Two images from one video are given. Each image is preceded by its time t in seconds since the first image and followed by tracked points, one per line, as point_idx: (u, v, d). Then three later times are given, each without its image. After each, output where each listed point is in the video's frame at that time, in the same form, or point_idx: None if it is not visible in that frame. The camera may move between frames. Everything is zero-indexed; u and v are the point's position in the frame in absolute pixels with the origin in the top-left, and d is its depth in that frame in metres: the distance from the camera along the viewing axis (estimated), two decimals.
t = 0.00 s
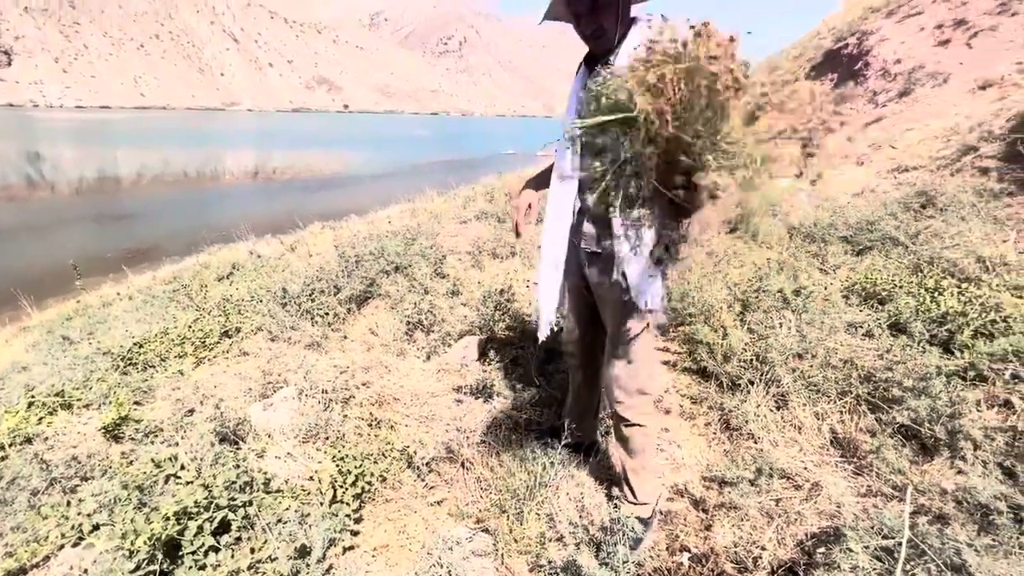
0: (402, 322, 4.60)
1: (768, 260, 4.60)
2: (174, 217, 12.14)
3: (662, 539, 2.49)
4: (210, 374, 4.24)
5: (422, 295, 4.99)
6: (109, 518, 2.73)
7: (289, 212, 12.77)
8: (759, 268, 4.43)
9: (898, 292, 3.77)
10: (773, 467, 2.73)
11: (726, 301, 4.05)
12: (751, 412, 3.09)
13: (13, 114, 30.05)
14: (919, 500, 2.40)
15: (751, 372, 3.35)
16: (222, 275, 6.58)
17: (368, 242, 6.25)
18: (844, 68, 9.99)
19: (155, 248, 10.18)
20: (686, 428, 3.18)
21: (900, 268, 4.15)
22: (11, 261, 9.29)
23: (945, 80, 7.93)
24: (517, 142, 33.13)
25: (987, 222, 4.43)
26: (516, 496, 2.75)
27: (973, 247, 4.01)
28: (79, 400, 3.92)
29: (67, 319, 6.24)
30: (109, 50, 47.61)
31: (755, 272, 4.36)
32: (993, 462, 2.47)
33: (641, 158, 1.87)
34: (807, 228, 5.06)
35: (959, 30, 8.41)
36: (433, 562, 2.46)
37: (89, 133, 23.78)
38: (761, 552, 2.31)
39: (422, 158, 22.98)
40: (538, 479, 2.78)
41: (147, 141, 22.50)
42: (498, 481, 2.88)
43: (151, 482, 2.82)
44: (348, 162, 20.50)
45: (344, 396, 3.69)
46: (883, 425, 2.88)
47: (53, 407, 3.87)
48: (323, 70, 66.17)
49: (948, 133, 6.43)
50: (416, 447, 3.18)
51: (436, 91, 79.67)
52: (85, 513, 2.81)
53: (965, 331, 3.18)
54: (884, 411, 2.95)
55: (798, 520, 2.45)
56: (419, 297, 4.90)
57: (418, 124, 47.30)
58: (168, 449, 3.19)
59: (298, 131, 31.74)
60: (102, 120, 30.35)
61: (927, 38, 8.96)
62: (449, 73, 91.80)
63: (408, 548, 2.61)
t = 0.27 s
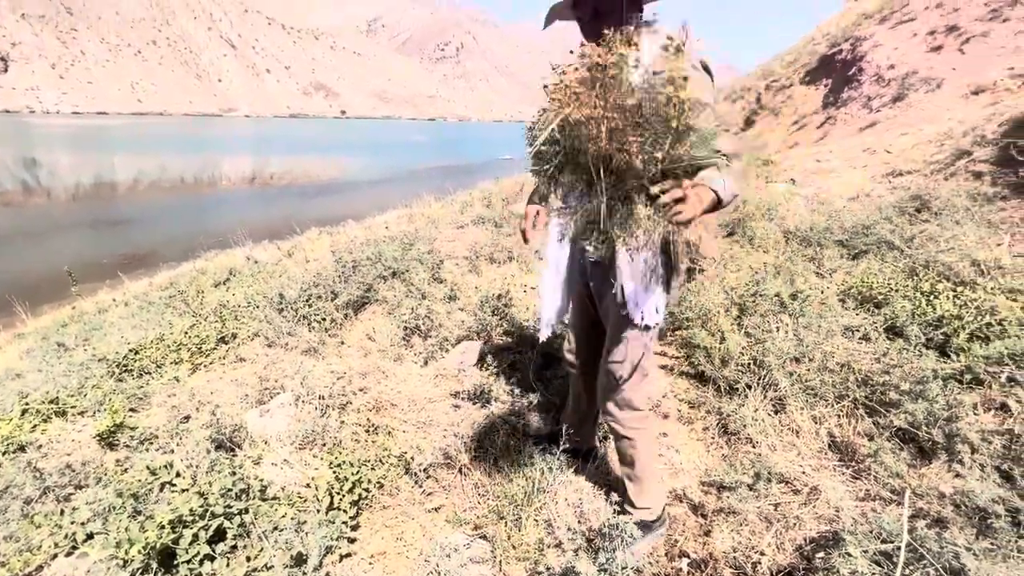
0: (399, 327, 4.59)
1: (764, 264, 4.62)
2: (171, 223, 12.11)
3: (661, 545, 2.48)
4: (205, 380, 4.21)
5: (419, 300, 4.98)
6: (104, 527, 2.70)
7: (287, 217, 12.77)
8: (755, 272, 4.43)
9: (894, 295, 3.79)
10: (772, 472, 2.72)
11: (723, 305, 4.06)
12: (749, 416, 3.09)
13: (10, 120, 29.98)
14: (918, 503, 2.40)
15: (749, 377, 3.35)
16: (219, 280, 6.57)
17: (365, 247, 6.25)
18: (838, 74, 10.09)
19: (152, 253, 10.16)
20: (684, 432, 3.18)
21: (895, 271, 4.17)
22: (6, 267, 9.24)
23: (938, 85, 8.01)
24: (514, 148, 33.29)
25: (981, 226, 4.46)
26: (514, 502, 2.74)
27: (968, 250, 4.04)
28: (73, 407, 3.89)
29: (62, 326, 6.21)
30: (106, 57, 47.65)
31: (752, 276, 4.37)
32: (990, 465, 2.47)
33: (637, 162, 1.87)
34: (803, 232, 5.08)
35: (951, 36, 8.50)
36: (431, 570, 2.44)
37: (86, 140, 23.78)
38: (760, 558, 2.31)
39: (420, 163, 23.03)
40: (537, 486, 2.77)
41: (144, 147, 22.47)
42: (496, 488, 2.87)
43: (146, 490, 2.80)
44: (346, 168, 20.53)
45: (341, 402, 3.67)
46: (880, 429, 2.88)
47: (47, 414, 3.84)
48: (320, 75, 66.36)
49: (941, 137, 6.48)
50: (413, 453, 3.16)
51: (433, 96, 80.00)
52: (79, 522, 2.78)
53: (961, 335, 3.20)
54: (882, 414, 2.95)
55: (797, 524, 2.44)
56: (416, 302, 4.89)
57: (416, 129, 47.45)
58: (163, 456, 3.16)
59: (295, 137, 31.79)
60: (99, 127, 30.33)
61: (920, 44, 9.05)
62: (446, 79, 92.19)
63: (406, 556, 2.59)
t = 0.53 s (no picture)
0: (396, 334, 4.58)
1: (759, 270, 4.64)
2: (167, 231, 12.07)
3: (659, 553, 2.47)
4: (200, 389, 4.18)
5: (416, 307, 4.97)
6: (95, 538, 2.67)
7: (283, 225, 12.75)
8: (751, 278, 4.45)
9: (888, 301, 3.81)
10: (769, 479, 2.71)
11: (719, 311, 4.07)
12: (746, 422, 3.08)
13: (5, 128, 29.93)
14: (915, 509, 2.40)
15: (745, 383, 3.35)
16: (214, 287, 6.55)
17: (361, 254, 6.25)
18: (831, 82, 10.21)
19: (148, 261, 10.12)
20: (682, 439, 3.16)
21: (890, 276, 4.19)
22: None
23: (929, 92, 8.11)
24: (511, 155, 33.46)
25: (974, 231, 4.51)
26: (511, 512, 2.72)
27: (961, 256, 4.08)
28: (65, 417, 3.86)
29: (56, 334, 6.17)
30: (103, 65, 47.71)
31: (748, 282, 4.38)
32: (987, 470, 2.47)
33: (628, 167, 1.86)
34: (797, 238, 5.11)
35: (941, 44, 8.62)
36: None
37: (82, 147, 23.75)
38: (759, 566, 2.29)
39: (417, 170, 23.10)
40: (534, 495, 2.75)
41: (140, 155, 22.46)
42: (492, 497, 2.84)
43: (139, 501, 2.77)
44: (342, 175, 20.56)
45: (336, 411, 3.65)
46: (877, 434, 2.89)
47: (38, 424, 3.80)
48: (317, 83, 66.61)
49: (933, 144, 6.56)
50: (409, 462, 3.14)
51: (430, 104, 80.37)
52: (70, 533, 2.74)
53: (955, 340, 3.22)
54: (878, 420, 2.95)
55: (795, 531, 2.44)
56: (413, 309, 4.88)
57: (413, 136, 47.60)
58: (156, 466, 3.13)
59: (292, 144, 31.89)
60: (95, 134, 30.32)
61: (910, 52, 9.17)
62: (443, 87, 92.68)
63: (401, 567, 2.57)
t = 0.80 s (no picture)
0: (391, 344, 4.56)
1: (754, 277, 4.65)
2: (161, 239, 12.01)
3: (655, 563, 2.46)
4: (192, 400, 4.13)
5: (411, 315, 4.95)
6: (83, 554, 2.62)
7: (278, 233, 12.73)
8: (746, 286, 4.45)
9: (882, 307, 3.83)
10: (765, 487, 2.71)
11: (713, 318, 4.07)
12: (741, 430, 3.08)
13: None
14: (911, 518, 2.40)
15: (741, 391, 3.33)
16: (208, 296, 6.51)
17: (356, 262, 6.24)
18: (822, 91, 10.34)
19: (142, 270, 10.07)
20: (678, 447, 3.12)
21: (883, 283, 4.21)
22: None
23: (919, 101, 8.22)
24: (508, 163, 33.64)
25: (965, 238, 4.55)
26: (506, 523, 2.70)
27: (953, 262, 4.12)
28: (55, 429, 3.81)
29: (47, 345, 6.11)
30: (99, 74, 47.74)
31: (743, 289, 4.39)
32: (981, 477, 2.48)
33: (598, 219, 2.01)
34: (791, 246, 5.14)
35: (929, 54, 8.75)
36: None
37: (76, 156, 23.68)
38: None
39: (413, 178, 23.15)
40: (531, 507, 2.74)
41: (135, 163, 22.40)
42: (488, 507, 2.81)
43: (128, 515, 2.72)
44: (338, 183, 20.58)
45: (330, 421, 3.62)
46: (872, 442, 2.88)
47: (27, 437, 3.74)
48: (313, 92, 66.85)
49: (923, 151, 6.64)
50: (404, 473, 3.11)
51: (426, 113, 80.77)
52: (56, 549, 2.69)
53: (948, 346, 3.24)
54: (873, 428, 2.95)
55: (791, 541, 2.43)
56: (408, 318, 4.86)
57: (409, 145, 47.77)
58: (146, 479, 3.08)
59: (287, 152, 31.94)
60: (89, 143, 30.26)
61: (900, 61, 9.30)
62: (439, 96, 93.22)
63: None
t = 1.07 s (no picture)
0: (384, 354, 4.53)
1: (747, 284, 4.66)
2: (153, 249, 11.93)
3: None
4: (181, 413, 4.07)
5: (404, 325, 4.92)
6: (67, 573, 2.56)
7: (272, 243, 12.68)
8: (739, 294, 4.45)
9: (874, 315, 3.84)
10: (761, 498, 2.69)
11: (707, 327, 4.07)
12: (736, 440, 3.06)
13: None
14: (906, 528, 2.40)
15: (735, 400, 3.30)
16: (201, 307, 6.46)
17: (350, 272, 6.21)
18: (812, 100, 10.48)
19: (135, 280, 10.00)
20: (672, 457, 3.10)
21: (875, 290, 4.24)
22: None
23: (907, 111, 8.35)
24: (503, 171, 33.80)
25: (954, 246, 4.61)
26: (500, 537, 2.66)
27: (943, 270, 4.16)
28: (42, 444, 3.74)
29: (36, 357, 6.02)
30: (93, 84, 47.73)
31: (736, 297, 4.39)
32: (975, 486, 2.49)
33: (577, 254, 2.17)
34: (784, 254, 5.16)
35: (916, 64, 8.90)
36: None
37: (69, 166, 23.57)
38: None
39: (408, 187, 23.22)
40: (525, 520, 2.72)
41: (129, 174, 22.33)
42: (482, 521, 2.78)
43: (115, 532, 2.67)
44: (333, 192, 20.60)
45: (322, 434, 3.57)
46: (866, 451, 2.88)
47: (13, 453, 3.68)
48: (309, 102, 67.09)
49: (912, 160, 6.72)
50: (396, 486, 3.07)
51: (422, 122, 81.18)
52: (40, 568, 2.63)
53: (940, 355, 3.25)
54: (867, 437, 2.95)
55: (788, 552, 2.42)
56: (402, 328, 4.83)
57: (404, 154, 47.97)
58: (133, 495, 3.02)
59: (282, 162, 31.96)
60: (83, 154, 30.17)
61: (888, 71, 9.45)
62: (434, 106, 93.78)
63: None
